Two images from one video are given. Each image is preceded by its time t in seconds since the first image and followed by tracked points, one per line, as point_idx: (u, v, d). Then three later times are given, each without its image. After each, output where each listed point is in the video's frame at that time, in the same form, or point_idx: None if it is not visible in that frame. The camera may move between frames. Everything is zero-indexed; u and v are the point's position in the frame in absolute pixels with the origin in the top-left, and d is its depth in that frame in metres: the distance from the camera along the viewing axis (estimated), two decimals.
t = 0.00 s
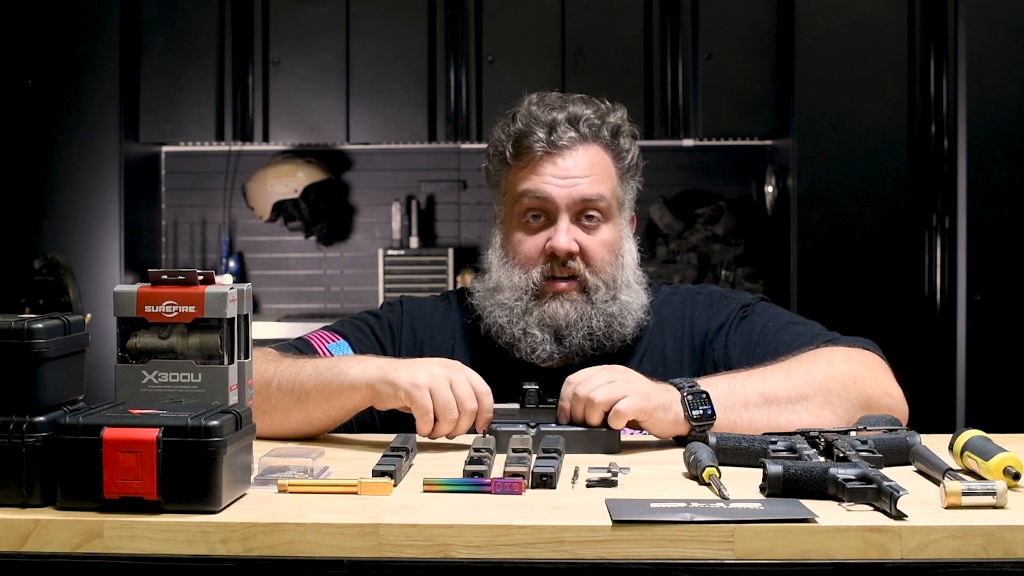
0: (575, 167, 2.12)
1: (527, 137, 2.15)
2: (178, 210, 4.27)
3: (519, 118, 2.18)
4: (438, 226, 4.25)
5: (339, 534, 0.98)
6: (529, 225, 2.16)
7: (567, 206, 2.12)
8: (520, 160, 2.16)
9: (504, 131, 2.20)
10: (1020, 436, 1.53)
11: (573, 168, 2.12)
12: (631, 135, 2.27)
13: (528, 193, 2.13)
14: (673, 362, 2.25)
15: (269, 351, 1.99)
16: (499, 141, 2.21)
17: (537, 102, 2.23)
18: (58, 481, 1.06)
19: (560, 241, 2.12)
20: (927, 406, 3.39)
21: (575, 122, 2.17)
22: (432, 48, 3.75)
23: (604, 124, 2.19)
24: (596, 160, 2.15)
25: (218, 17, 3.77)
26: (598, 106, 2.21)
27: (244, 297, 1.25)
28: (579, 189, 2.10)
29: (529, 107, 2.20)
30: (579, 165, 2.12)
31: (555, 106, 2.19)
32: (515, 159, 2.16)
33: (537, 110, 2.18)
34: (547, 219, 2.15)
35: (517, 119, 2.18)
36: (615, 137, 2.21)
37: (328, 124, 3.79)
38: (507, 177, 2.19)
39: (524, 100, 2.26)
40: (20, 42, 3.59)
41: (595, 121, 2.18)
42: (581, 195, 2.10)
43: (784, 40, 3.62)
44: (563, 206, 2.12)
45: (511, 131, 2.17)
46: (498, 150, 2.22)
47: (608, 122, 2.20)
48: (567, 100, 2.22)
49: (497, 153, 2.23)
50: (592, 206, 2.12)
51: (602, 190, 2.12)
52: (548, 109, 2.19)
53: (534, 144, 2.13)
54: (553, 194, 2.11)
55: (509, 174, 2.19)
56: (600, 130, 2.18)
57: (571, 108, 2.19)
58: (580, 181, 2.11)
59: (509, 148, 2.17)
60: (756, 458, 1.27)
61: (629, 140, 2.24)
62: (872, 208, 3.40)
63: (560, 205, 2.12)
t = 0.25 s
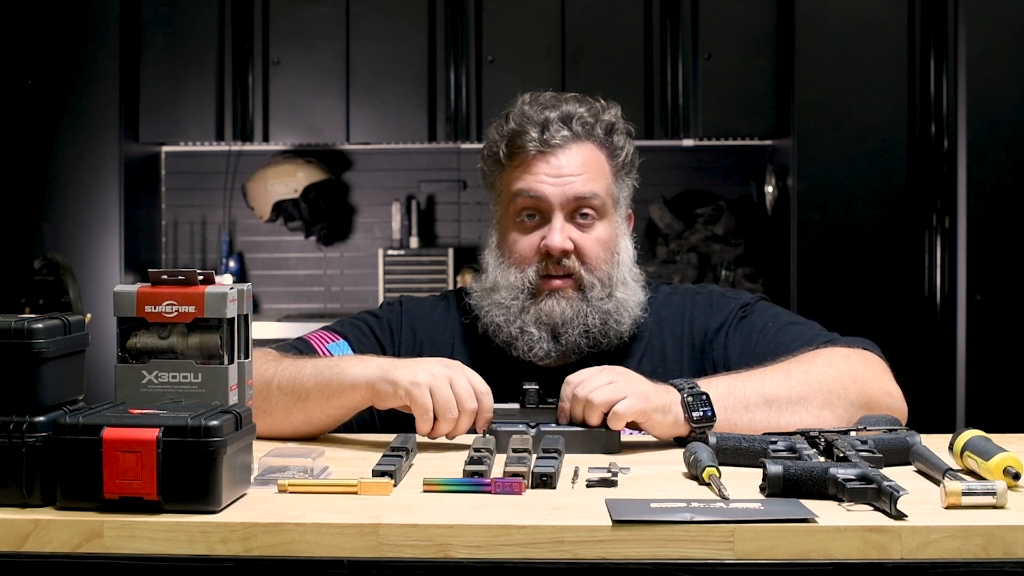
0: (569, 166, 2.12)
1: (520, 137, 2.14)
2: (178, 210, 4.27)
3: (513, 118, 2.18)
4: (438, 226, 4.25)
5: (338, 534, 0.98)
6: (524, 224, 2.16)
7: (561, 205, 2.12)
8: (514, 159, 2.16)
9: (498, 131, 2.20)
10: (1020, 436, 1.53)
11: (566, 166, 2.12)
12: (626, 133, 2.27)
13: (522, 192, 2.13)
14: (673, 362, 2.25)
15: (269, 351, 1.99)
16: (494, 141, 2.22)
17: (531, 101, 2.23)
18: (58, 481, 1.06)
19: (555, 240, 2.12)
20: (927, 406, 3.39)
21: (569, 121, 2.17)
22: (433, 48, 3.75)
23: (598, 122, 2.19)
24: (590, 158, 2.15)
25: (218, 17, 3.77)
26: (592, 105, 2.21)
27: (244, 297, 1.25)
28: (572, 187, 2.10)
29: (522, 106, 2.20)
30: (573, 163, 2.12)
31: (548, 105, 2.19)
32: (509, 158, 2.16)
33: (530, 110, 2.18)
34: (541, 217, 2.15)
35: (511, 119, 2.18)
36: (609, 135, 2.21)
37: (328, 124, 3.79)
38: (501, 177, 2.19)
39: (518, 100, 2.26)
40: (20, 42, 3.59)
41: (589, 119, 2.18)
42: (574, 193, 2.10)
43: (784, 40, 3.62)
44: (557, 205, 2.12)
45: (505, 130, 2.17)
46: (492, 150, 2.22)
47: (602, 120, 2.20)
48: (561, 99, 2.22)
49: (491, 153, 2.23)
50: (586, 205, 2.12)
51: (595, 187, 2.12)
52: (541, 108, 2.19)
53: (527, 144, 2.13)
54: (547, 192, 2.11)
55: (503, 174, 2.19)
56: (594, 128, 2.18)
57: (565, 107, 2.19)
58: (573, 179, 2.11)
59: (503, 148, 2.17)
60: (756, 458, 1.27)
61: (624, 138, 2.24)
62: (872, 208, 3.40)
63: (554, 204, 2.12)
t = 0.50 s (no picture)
0: (569, 166, 2.12)
1: (521, 137, 2.14)
2: (178, 210, 4.27)
3: (514, 118, 2.19)
4: (438, 226, 4.25)
5: (339, 534, 0.98)
6: (524, 224, 2.16)
7: (562, 206, 2.12)
8: (515, 160, 2.16)
9: (499, 131, 2.20)
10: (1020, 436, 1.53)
11: (567, 166, 2.11)
12: (627, 133, 2.27)
13: (523, 192, 2.13)
14: (673, 363, 2.25)
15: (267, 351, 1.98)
16: (495, 140, 2.22)
17: (532, 102, 2.23)
18: (58, 481, 1.06)
19: (555, 240, 2.12)
20: (927, 406, 3.39)
21: (569, 121, 2.17)
22: (433, 48, 3.75)
23: (599, 122, 2.19)
24: (591, 159, 2.15)
25: (218, 17, 3.77)
26: (593, 105, 2.22)
27: (244, 297, 1.25)
28: (573, 188, 2.10)
29: (523, 107, 2.20)
30: (574, 164, 2.12)
31: (549, 105, 2.19)
32: (510, 159, 2.16)
33: (531, 110, 2.18)
34: (542, 218, 2.15)
35: (512, 119, 2.18)
36: (610, 135, 2.21)
37: (328, 124, 3.79)
38: (502, 177, 2.19)
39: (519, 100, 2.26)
40: (20, 42, 3.59)
41: (590, 120, 2.18)
42: (575, 194, 2.10)
43: (784, 40, 3.62)
44: (557, 206, 2.12)
45: (506, 131, 2.17)
46: (493, 150, 2.22)
47: (603, 120, 2.20)
48: (562, 99, 2.22)
49: (492, 153, 2.23)
50: (587, 205, 2.12)
51: (596, 188, 2.12)
52: (542, 108, 2.19)
53: (528, 144, 2.13)
54: (548, 193, 2.11)
55: (504, 174, 2.19)
56: (595, 129, 2.18)
57: (566, 107, 2.19)
58: (574, 180, 2.11)
59: (504, 148, 2.17)
60: (756, 458, 1.27)
61: (625, 138, 2.24)
62: (872, 208, 3.40)
63: (555, 204, 2.12)
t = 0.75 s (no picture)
0: (570, 168, 2.11)
1: (522, 138, 2.14)
2: (178, 210, 4.27)
3: (515, 119, 2.19)
4: (438, 226, 4.25)
5: (338, 534, 0.98)
6: (525, 226, 2.16)
7: (562, 207, 2.12)
8: (515, 161, 2.15)
9: (500, 132, 2.20)
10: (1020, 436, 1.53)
11: (568, 167, 2.11)
12: (627, 134, 2.27)
13: (523, 193, 2.12)
14: (673, 363, 2.25)
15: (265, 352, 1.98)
16: (495, 141, 2.22)
17: (533, 103, 2.23)
18: (58, 481, 1.06)
19: (555, 242, 2.12)
20: (928, 406, 3.38)
21: (570, 122, 2.17)
22: (433, 48, 3.75)
23: (600, 123, 2.19)
24: (591, 160, 2.15)
25: (218, 17, 3.77)
26: (594, 106, 2.22)
27: (244, 297, 1.25)
28: (573, 190, 2.10)
29: (524, 108, 2.20)
30: (574, 165, 2.12)
31: (550, 106, 2.20)
32: (510, 159, 2.16)
33: (532, 111, 2.19)
34: (542, 219, 2.15)
35: (513, 120, 2.18)
36: (611, 136, 2.21)
37: (328, 124, 3.79)
38: (503, 178, 2.19)
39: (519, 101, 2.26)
40: (20, 42, 3.59)
41: (591, 121, 2.18)
42: (576, 196, 2.10)
43: (784, 40, 3.62)
44: (558, 207, 2.12)
45: (507, 131, 2.17)
46: (494, 151, 2.22)
47: (604, 121, 2.20)
48: (563, 100, 2.22)
49: (493, 153, 2.23)
50: (587, 207, 2.12)
51: (597, 190, 2.12)
52: (543, 109, 2.19)
53: (529, 145, 2.13)
54: (548, 194, 2.11)
55: (504, 175, 2.19)
56: (596, 130, 2.18)
57: (567, 108, 2.19)
58: (575, 181, 2.11)
59: (505, 149, 2.17)
60: (756, 458, 1.27)
61: (626, 139, 2.25)
62: (872, 208, 3.40)
63: (555, 206, 2.12)
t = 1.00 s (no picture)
0: (572, 173, 2.11)
1: (525, 142, 2.14)
2: (178, 210, 4.27)
3: (518, 122, 2.19)
4: (438, 226, 4.25)
5: (338, 534, 0.98)
6: (526, 230, 2.15)
7: (564, 213, 2.11)
8: (518, 164, 2.15)
9: (503, 134, 2.20)
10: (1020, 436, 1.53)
11: (570, 172, 2.11)
12: (629, 136, 2.27)
13: (524, 198, 2.11)
14: (674, 363, 2.25)
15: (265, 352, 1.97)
16: (498, 144, 2.22)
17: (535, 105, 2.23)
18: (58, 481, 1.06)
19: (556, 248, 2.10)
20: (928, 406, 3.38)
21: (573, 126, 2.17)
22: (432, 48, 3.75)
23: (602, 126, 2.19)
24: (593, 164, 2.14)
25: (218, 17, 3.77)
26: (596, 108, 2.22)
27: (244, 297, 1.25)
28: (575, 195, 2.09)
29: (527, 110, 2.20)
30: (577, 170, 2.11)
31: (553, 109, 2.20)
32: (513, 162, 2.16)
33: (535, 114, 2.19)
34: (543, 225, 2.13)
35: (516, 122, 2.18)
36: (612, 139, 2.22)
37: (328, 124, 3.79)
38: (505, 181, 2.19)
39: (522, 103, 2.26)
40: (20, 42, 3.59)
41: (593, 124, 2.18)
42: (577, 201, 2.09)
43: (784, 40, 3.62)
44: (559, 213, 2.11)
45: (510, 134, 2.17)
46: (496, 153, 2.22)
47: (605, 124, 2.20)
48: (565, 102, 2.23)
49: (496, 156, 2.23)
50: (589, 212, 2.10)
51: (598, 195, 2.11)
52: (546, 112, 2.19)
53: (532, 149, 2.13)
54: (550, 200, 2.10)
55: (507, 178, 2.19)
56: (599, 132, 2.18)
57: (570, 110, 2.20)
58: (577, 186, 2.10)
59: (507, 152, 2.16)
60: (756, 458, 1.27)
61: (627, 141, 2.25)
62: (872, 208, 3.40)
63: (557, 211, 2.11)
